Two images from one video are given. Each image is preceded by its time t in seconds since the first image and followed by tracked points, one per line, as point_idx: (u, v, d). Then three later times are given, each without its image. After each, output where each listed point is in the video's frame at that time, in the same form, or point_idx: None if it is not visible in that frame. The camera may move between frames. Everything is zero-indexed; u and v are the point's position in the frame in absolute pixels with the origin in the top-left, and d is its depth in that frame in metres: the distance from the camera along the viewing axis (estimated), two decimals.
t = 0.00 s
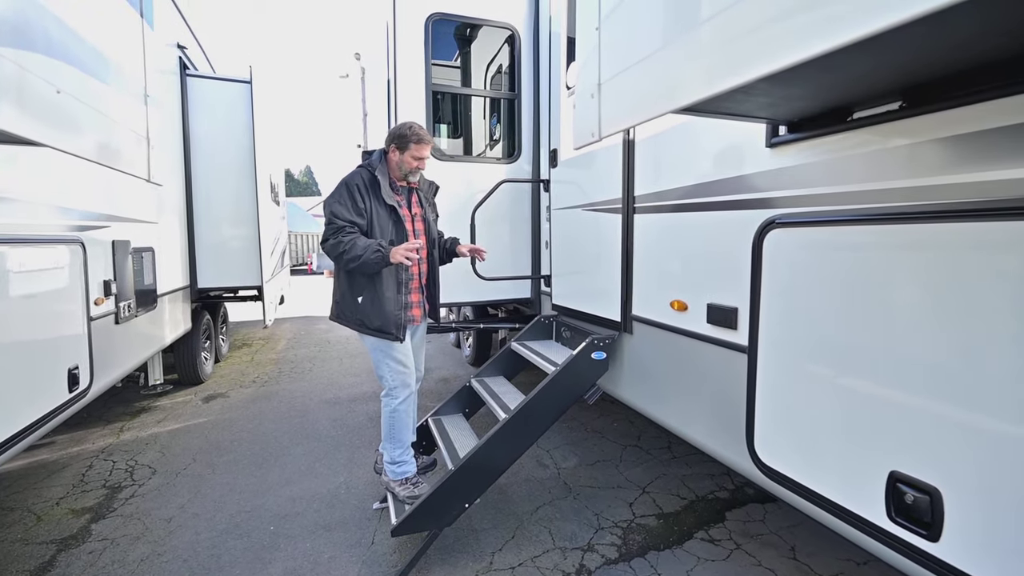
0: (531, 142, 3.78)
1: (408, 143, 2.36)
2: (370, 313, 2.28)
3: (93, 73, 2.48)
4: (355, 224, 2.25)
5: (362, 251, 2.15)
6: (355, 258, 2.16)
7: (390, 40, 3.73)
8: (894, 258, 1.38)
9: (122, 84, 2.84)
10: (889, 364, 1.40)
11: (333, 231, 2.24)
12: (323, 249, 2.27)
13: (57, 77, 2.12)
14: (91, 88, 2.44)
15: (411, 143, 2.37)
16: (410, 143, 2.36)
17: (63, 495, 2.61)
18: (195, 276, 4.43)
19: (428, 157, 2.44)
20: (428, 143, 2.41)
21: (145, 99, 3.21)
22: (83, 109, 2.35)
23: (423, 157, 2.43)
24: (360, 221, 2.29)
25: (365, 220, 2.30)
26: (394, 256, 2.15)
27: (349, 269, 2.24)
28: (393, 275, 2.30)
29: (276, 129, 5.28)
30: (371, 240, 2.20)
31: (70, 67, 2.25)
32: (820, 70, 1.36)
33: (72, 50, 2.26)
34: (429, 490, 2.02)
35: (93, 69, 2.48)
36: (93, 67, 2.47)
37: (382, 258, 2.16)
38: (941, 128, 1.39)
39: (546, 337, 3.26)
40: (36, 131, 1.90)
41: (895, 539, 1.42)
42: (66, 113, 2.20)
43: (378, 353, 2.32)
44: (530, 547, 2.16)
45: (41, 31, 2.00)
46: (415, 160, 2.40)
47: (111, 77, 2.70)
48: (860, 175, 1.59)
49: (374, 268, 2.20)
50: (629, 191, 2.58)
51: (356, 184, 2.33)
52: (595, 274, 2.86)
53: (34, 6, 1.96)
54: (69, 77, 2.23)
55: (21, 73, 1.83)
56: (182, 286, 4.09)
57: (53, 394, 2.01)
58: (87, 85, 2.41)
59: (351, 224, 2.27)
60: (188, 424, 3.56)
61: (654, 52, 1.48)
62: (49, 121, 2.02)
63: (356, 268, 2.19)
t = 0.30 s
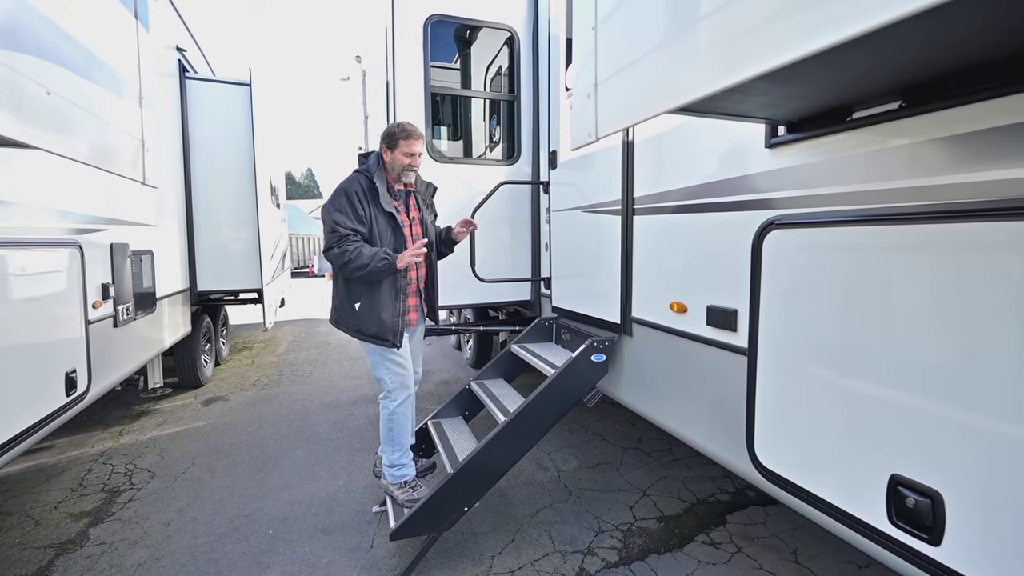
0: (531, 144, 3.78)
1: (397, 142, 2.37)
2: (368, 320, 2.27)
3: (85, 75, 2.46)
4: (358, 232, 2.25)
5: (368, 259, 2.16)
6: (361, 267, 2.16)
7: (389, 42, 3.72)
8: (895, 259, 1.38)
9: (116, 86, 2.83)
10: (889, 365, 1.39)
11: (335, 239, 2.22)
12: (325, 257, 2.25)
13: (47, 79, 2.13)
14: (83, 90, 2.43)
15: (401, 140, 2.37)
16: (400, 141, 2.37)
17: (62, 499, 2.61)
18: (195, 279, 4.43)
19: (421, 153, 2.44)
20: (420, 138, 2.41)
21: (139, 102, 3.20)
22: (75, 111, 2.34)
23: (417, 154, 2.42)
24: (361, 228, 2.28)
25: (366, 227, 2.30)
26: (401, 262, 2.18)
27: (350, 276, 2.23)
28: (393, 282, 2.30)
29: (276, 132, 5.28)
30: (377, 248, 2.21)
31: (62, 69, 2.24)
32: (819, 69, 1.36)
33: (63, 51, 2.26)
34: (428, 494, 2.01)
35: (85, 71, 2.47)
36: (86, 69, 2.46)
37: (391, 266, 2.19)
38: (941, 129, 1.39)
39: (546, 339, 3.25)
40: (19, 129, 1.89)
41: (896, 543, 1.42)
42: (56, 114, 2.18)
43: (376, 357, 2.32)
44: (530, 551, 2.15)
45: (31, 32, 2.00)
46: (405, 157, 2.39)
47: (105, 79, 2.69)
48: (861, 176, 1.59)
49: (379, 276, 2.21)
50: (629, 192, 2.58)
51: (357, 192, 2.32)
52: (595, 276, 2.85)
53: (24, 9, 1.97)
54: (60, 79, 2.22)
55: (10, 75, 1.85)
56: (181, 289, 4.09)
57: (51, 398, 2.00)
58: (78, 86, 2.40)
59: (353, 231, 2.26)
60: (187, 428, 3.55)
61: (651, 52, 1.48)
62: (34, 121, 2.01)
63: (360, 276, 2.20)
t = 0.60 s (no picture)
0: (531, 146, 3.78)
1: (381, 136, 2.37)
2: (367, 320, 2.26)
3: (81, 78, 2.47)
4: (351, 229, 2.25)
5: (362, 252, 2.16)
6: (355, 261, 2.17)
7: (388, 43, 3.72)
8: (896, 260, 1.36)
9: (113, 90, 2.84)
10: (889, 366, 1.38)
11: (329, 237, 2.22)
12: (320, 258, 2.26)
13: (41, 82, 2.12)
14: (80, 93, 2.43)
15: (384, 135, 2.37)
16: (383, 136, 2.37)
17: (62, 501, 2.61)
18: (196, 281, 4.44)
19: (406, 145, 2.42)
20: (403, 130, 2.40)
21: (137, 105, 3.20)
22: (71, 114, 2.34)
23: (402, 146, 2.40)
24: (354, 227, 2.29)
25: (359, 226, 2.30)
26: (394, 249, 2.18)
27: (345, 272, 2.23)
28: (389, 280, 2.30)
29: (277, 135, 5.30)
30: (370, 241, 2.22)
31: (57, 71, 2.24)
32: (818, 68, 1.35)
33: (57, 53, 2.25)
34: (426, 497, 2.00)
35: (81, 73, 2.47)
36: (81, 71, 2.46)
37: (385, 256, 2.20)
38: (942, 128, 1.38)
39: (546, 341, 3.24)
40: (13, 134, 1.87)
41: (899, 550, 1.40)
42: (50, 117, 2.18)
43: (375, 359, 2.31)
44: (530, 555, 2.13)
45: (24, 35, 1.99)
46: (388, 150, 2.38)
47: (102, 82, 2.70)
48: (861, 176, 1.58)
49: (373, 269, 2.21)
50: (629, 193, 2.57)
51: (350, 191, 2.33)
52: (596, 278, 2.84)
53: (17, 11, 1.96)
54: (53, 80, 2.21)
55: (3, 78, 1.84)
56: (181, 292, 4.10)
57: (50, 400, 2.00)
58: (75, 89, 2.40)
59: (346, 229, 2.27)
60: (187, 430, 3.56)
61: (648, 52, 1.47)
62: (27, 125, 1.99)
63: (355, 270, 2.20)
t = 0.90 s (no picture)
0: (529, 147, 3.77)
1: (372, 135, 2.37)
2: (363, 317, 2.27)
3: (82, 83, 2.50)
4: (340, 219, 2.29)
5: (341, 232, 2.18)
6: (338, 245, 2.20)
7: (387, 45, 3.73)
8: (897, 260, 1.33)
9: (114, 94, 2.88)
10: (889, 368, 1.35)
11: (317, 225, 2.28)
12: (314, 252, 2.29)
13: (40, 86, 2.13)
14: (80, 97, 2.46)
15: (374, 134, 2.39)
16: (373, 134, 2.38)
17: (66, 500, 2.65)
18: (198, 283, 4.50)
19: (398, 143, 2.42)
20: (393, 126, 2.42)
21: (137, 108, 3.22)
22: (71, 117, 2.36)
23: (394, 143, 2.41)
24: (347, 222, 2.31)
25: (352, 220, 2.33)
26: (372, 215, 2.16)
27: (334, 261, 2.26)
28: (383, 275, 2.30)
29: (278, 137, 5.35)
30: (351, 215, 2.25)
31: (57, 76, 2.27)
32: (817, 65, 1.32)
33: (54, 56, 2.26)
34: (423, 500, 1.99)
35: (82, 78, 2.49)
36: (81, 76, 2.50)
37: (362, 229, 2.19)
38: (948, 125, 1.34)
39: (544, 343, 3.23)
40: (15, 137, 1.91)
41: (905, 559, 1.36)
42: (52, 122, 2.21)
43: (372, 360, 2.31)
44: (528, 559, 2.12)
45: (21, 39, 2.00)
46: (380, 147, 2.37)
47: (102, 86, 2.73)
48: (863, 176, 1.54)
49: (353, 248, 2.22)
50: (627, 194, 2.55)
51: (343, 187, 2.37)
52: (594, 279, 2.82)
53: (14, 15, 1.97)
54: (52, 84, 2.22)
55: None
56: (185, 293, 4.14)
57: (53, 400, 2.01)
58: (75, 93, 2.43)
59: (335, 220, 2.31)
60: (189, 430, 3.59)
61: (644, 52, 1.46)
62: (28, 129, 2.01)
63: (338, 252, 2.22)
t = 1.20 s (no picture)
0: (531, 149, 3.78)
1: (381, 139, 2.38)
2: (363, 317, 2.27)
3: (87, 85, 2.51)
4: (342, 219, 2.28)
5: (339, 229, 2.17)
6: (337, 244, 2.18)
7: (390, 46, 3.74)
8: (899, 261, 1.32)
9: (120, 95, 2.91)
10: (888, 369, 1.35)
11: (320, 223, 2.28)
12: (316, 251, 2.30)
13: (43, 84, 2.10)
14: (85, 97, 2.47)
15: (383, 136, 2.38)
16: (383, 137, 2.37)
17: (71, 498, 2.67)
18: (201, 283, 4.53)
19: (406, 147, 2.41)
20: (403, 131, 2.40)
21: (141, 108, 3.22)
22: (75, 118, 2.36)
23: (403, 147, 2.40)
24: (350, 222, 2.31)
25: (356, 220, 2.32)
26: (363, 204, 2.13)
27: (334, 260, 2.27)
28: (384, 276, 2.30)
29: (282, 138, 5.38)
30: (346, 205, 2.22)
31: (60, 76, 2.25)
32: (819, 65, 1.32)
33: (59, 57, 2.24)
34: (423, 500, 2.00)
35: (86, 78, 2.51)
36: (87, 78, 2.51)
37: (357, 219, 2.15)
38: (951, 126, 1.34)
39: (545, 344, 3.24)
40: (20, 138, 1.88)
41: (906, 562, 1.35)
42: (62, 124, 2.25)
43: (373, 361, 2.32)
44: (528, 559, 2.12)
45: (26, 39, 1.99)
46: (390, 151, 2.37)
47: (106, 87, 2.74)
48: (866, 177, 1.54)
49: (350, 241, 2.20)
50: (629, 196, 2.54)
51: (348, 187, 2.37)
52: (596, 281, 2.82)
53: (18, 15, 1.95)
54: (58, 85, 2.23)
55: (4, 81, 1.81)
56: (188, 293, 4.16)
57: (59, 399, 2.03)
58: (80, 94, 2.44)
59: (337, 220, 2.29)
60: (193, 429, 3.61)
61: (645, 52, 1.46)
62: (36, 129, 2.03)
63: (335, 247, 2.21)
